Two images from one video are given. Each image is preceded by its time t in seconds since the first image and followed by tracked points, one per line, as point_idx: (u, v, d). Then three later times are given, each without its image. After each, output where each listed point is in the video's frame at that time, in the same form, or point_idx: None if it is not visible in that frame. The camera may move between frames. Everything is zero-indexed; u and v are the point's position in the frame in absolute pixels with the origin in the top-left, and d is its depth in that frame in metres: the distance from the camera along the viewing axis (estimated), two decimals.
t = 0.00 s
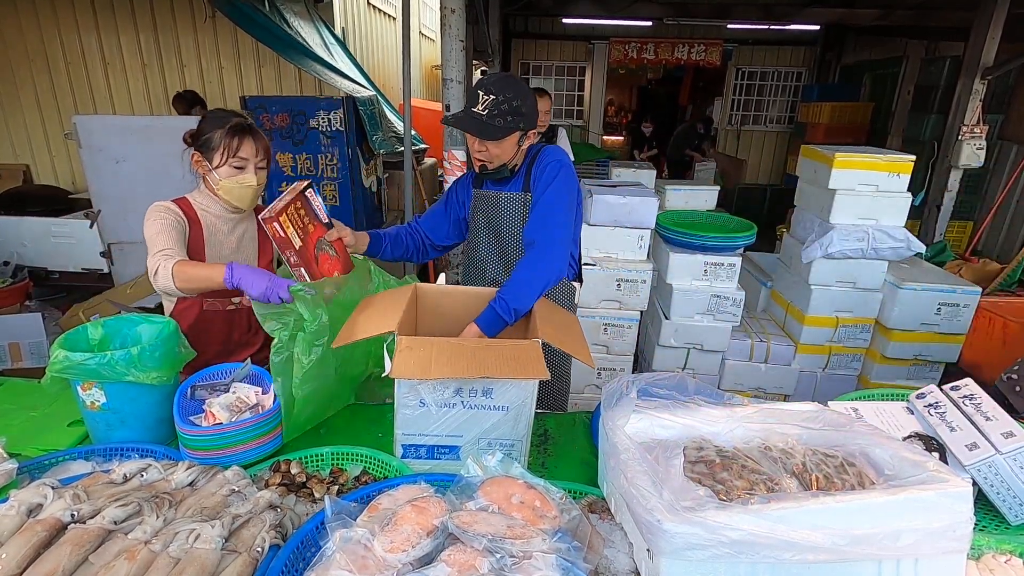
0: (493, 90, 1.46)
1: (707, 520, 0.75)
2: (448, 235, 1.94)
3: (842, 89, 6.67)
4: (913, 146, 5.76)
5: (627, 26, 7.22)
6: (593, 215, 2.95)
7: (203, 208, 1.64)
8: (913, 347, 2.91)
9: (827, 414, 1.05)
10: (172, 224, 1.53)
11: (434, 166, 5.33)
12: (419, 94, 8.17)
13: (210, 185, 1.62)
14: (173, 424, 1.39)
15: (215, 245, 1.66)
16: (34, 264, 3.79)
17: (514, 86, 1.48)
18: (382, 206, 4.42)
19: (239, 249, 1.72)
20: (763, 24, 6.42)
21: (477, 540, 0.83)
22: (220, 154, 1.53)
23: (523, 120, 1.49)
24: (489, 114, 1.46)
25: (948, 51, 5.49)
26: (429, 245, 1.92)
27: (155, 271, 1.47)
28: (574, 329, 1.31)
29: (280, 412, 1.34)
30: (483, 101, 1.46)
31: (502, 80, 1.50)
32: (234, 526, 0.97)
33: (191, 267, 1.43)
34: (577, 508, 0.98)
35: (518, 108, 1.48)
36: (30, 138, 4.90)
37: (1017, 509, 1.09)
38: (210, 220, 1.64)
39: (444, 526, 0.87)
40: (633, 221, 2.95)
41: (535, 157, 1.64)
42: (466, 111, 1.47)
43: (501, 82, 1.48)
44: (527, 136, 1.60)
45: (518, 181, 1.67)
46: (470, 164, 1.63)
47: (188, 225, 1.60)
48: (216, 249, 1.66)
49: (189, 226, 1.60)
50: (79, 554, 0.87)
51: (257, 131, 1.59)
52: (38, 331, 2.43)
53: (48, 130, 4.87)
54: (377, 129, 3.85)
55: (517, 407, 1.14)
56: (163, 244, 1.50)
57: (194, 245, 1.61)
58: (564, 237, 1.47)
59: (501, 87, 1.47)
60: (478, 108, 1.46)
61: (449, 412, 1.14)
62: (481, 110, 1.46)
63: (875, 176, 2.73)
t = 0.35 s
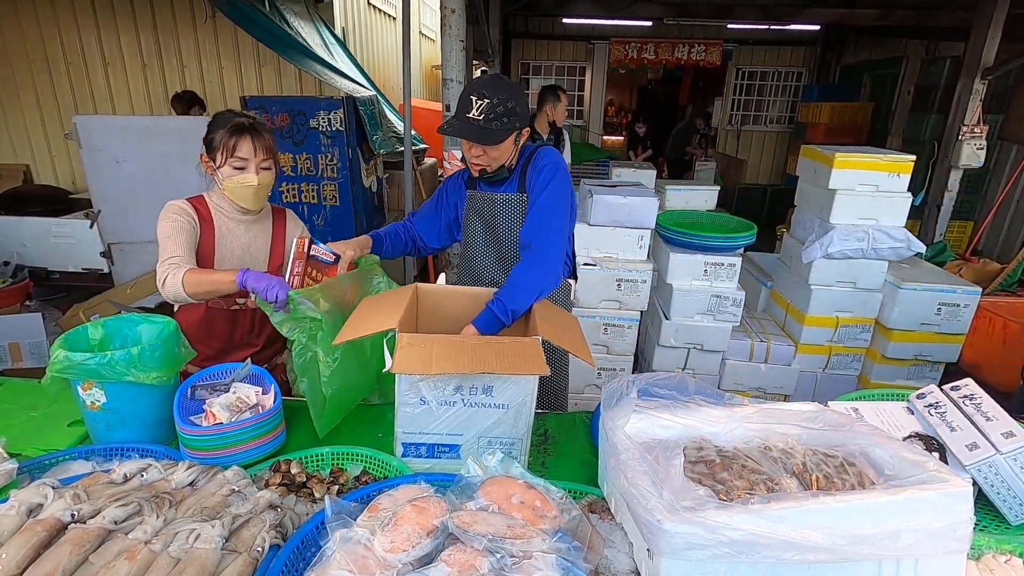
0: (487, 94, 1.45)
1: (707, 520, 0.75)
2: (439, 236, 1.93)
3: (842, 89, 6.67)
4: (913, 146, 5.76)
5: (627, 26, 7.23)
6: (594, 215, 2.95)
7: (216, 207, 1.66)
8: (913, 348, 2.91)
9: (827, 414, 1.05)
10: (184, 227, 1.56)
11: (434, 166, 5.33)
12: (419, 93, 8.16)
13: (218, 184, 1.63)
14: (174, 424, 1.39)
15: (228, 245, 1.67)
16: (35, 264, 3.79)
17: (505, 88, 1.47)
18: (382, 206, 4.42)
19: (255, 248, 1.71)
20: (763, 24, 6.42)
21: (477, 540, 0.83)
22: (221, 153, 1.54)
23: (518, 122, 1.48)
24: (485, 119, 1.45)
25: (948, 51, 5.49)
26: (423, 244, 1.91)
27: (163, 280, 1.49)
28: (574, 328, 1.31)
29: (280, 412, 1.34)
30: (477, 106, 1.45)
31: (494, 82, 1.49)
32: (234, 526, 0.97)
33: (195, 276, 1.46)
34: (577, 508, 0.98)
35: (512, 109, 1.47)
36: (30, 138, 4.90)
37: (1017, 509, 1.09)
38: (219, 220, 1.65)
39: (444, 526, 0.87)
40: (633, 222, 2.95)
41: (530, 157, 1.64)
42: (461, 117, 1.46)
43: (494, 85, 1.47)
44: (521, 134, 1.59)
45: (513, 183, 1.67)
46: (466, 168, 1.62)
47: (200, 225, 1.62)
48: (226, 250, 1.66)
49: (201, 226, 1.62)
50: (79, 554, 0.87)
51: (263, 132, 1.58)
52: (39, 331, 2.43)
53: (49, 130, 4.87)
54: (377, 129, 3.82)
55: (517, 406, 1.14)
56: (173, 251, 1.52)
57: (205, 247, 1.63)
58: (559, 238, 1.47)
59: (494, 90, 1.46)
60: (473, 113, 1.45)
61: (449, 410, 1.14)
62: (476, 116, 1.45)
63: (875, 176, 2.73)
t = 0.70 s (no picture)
0: (478, 99, 1.45)
1: (707, 520, 0.75)
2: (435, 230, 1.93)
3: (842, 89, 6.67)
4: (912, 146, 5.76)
5: (627, 26, 7.22)
6: (594, 215, 2.95)
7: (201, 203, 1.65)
8: (913, 348, 2.91)
9: (827, 414, 1.05)
10: (172, 223, 1.57)
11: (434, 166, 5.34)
12: (418, 93, 8.16)
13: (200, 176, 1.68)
14: (173, 424, 1.39)
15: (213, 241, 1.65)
16: (34, 264, 3.79)
17: (494, 91, 1.47)
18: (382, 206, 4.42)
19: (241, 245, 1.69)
20: (763, 24, 6.42)
21: (477, 540, 0.83)
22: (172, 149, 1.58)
23: (510, 124, 1.48)
24: (479, 123, 1.45)
25: (948, 51, 5.50)
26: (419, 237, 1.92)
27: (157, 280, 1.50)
28: (573, 327, 1.31)
29: (279, 412, 1.34)
30: (469, 111, 1.45)
31: (481, 86, 1.49)
32: (234, 526, 0.97)
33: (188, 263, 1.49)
34: (577, 508, 0.98)
35: (504, 112, 1.47)
36: (30, 138, 4.89)
37: (1017, 509, 1.09)
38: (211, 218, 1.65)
39: (444, 526, 0.86)
40: (633, 222, 2.95)
41: (521, 158, 1.64)
42: (454, 123, 1.46)
43: (483, 89, 1.47)
44: (512, 135, 1.59)
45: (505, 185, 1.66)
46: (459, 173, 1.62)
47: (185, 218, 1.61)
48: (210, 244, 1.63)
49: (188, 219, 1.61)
50: (79, 554, 0.87)
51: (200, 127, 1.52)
52: (38, 331, 2.43)
53: (49, 130, 4.87)
54: (376, 129, 3.82)
55: (517, 406, 1.14)
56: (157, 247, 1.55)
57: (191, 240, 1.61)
58: (556, 237, 1.47)
59: (484, 94, 1.46)
60: (465, 119, 1.45)
61: (449, 410, 1.14)
62: (469, 121, 1.45)
63: (874, 176, 2.73)
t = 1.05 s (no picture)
0: (473, 94, 1.44)
1: (707, 520, 0.75)
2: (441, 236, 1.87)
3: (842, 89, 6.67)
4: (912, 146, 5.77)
5: (627, 26, 7.23)
6: (593, 215, 2.95)
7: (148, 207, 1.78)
8: (913, 347, 2.91)
9: (827, 414, 1.05)
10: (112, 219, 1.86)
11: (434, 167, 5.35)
12: (418, 93, 8.15)
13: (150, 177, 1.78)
14: (173, 424, 1.39)
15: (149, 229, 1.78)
16: (34, 264, 3.79)
17: (488, 86, 1.47)
18: (382, 206, 4.43)
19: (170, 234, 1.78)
20: (763, 24, 6.42)
21: (477, 540, 0.83)
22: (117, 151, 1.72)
23: (507, 118, 1.48)
24: (477, 119, 1.45)
25: (948, 50, 5.50)
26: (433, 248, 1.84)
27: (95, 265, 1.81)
28: (572, 327, 1.31)
29: (279, 412, 1.34)
30: (466, 108, 1.44)
31: (475, 82, 1.48)
32: (233, 526, 0.97)
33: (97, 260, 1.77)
34: (577, 508, 0.98)
35: (501, 105, 1.47)
36: (29, 139, 4.89)
37: (1017, 510, 1.09)
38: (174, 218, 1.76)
39: (444, 526, 0.86)
40: (633, 222, 2.95)
41: (523, 159, 1.65)
42: (452, 121, 1.45)
43: (477, 84, 1.47)
44: (510, 130, 1.58)
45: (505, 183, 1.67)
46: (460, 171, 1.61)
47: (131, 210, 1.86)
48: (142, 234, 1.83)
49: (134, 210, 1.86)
50: (79, 554, 0.87)
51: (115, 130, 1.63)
52: (38, 331, 2.43)
53: (48, 130, 4.87)
54: (377, 129, 3.85)
55: (517, 406, 1.14)
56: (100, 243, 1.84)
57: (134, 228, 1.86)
58: (558, 235, 1.48)
59: (478, 89, 1.45)
60: (462, 116, 1.44)
61: (449, 410, 1.14)
62: (467, 117, 1.44)
63: (874, 175, 2.73)
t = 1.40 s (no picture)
0: (505, 92, 1.46)
1: (707, 520, 0.75)
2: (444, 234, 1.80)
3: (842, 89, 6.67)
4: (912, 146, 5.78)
5: (627, 26, 7.23)
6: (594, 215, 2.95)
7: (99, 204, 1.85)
8: (913, 347, 2.91)
9: (827, 414, 1.05)
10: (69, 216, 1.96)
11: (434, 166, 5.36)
12: (418, 93, 8.15)
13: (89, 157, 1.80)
14: (173, 424, 1.39)
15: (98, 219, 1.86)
16: (34, 264, 3.80)
17: (516, 85, 1.49)
18: (382, 206, 4.43)
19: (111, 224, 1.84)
20: (763, 24, 6.42)
21: (477, 540, 0.83)
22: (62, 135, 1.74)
23: (535, 118, 1.51)
24: (508, 117, 1.46)
25: (948, 51, 5.50)
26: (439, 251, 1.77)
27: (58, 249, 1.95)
28: (573, 327, 1.31)
29: (279, 412, 1.34)
30: (498, 104, 1.45)
31: (504, 80, 1.49)
32: (233, 526, 0.97)
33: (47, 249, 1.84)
34: (577, 508, 0.98)
35: (529, 105, 1.49)
36: (30, 139, 4.89)
37: (1017, 510, 1.09)
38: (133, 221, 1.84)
39: (444, 526, 0.86)
40: (633, 221, 2.95)
41: (538, 158, 1.73)
42: (483, 117, 1.46)
43: (508, 83, 1.48)
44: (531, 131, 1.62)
45: (521, 181, 1.74)
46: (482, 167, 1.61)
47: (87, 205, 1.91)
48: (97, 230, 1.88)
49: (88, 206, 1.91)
50: (79, 554, 0.87)
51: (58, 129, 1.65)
52: (38, 331, 2.43)
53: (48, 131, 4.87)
54: (376, 129, 3.87)
55: (517, 406, 1.14)
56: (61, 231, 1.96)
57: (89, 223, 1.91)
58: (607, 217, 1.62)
59: (511, 88, 1.47)
60: (493, 112, 1.45)
61: (449, 410, 1.14)
62: (499, 114, 1.45)
63: (874, 176, 2.73)
